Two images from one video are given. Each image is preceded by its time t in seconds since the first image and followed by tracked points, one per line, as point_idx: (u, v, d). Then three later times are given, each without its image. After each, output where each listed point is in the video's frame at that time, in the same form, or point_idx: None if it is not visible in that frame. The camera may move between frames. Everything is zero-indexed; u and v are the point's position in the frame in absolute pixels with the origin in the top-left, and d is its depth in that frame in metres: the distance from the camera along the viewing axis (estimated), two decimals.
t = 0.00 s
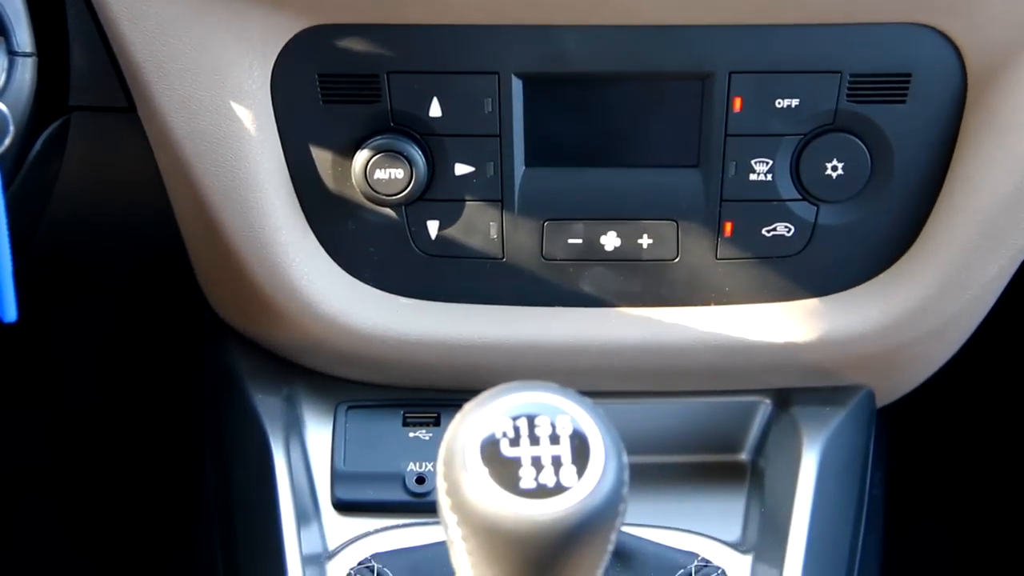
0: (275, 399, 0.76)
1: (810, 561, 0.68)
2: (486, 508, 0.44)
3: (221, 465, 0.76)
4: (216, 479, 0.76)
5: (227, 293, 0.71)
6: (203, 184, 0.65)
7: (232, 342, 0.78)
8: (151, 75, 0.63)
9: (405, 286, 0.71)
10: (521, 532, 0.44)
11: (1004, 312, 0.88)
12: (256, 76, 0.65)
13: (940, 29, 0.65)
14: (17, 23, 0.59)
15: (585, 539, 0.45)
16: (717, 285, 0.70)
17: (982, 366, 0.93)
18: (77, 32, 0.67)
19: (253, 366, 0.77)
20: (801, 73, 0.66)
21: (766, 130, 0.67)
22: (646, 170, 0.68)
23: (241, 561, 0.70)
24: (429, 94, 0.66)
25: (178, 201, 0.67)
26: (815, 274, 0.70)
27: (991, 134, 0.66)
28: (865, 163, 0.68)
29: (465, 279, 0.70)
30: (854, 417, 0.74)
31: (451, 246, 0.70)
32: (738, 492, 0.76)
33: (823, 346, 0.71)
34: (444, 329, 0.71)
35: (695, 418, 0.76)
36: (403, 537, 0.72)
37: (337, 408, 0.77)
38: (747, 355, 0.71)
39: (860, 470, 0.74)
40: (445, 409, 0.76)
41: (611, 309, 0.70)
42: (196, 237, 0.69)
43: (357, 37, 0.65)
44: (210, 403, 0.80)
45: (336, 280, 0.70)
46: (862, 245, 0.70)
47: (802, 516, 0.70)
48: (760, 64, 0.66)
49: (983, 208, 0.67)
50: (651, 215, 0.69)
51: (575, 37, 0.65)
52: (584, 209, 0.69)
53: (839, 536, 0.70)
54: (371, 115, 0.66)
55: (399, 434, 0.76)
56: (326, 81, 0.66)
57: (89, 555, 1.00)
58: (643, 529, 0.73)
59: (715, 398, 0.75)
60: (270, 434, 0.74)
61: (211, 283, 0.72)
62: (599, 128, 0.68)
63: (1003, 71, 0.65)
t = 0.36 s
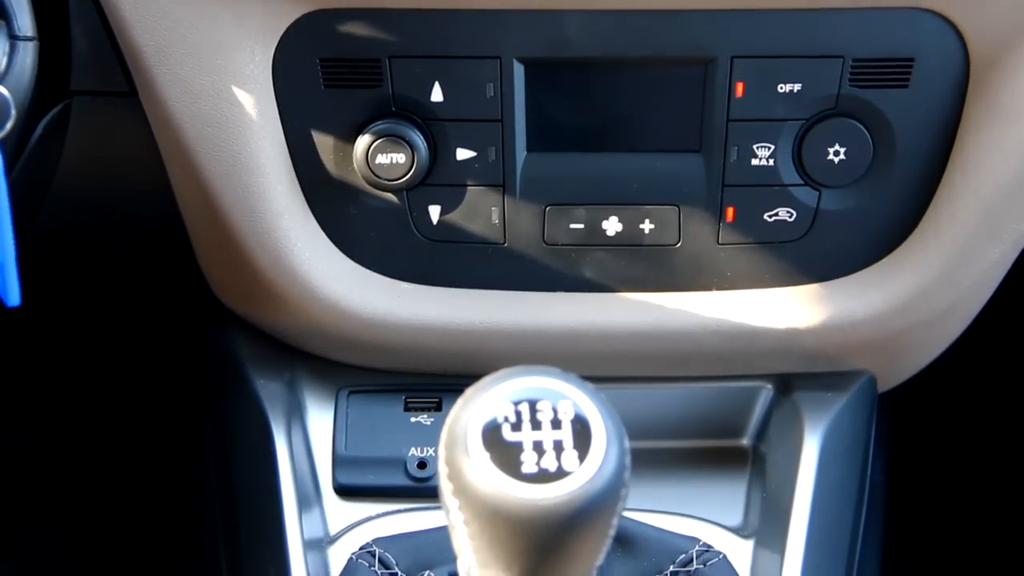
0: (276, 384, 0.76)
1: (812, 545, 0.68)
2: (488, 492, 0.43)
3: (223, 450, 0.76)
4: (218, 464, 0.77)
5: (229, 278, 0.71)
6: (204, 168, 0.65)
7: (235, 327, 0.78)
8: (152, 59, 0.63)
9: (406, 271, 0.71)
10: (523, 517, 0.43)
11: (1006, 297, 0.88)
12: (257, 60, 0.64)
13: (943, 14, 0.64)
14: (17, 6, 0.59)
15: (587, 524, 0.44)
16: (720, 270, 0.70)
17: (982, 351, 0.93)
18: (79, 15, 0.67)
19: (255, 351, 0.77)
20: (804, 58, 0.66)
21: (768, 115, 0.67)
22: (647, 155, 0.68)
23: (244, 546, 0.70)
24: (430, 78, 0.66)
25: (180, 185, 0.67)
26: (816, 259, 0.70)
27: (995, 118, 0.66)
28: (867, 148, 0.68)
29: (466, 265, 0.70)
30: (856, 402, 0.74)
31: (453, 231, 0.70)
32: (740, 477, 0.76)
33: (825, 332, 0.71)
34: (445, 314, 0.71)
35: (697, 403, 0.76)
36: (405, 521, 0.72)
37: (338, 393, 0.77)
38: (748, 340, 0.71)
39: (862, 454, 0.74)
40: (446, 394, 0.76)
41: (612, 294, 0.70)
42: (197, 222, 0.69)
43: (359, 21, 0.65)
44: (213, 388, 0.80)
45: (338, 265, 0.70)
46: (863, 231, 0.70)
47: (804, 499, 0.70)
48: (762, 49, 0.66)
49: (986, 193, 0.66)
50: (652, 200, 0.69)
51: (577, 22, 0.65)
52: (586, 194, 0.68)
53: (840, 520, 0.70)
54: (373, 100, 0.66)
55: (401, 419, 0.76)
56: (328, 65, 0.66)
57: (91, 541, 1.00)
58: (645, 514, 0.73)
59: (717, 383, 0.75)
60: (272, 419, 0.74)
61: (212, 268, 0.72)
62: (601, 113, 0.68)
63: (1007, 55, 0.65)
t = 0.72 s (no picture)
0: (278, 369, 0.76)
1: (814, 529, 0.68)
2: (489, 477, 0.43)
3: (225, 434, 0.76)
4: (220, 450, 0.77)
5: (231, 263, 0.71)
6: (206, 153, 0.65)
7: (236, 311, 0.78)
8: (153, 43, 0.63)
9: (408, 256, 0.71)
10: (524, 501, 0.43)
11: (1007, 281, 0.88)
12: (257, 44, 0.64)
13: None
14: None
15: (588, 509, 0.44)
16: (722, 255, 0.70)
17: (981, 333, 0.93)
18: None
19: (256, 336, 0.77)
20: (806, 42, 0.66)
21: (770, 99, 0.67)
22: (648, 140, 0.68)
23: (247, 531, 0.70)
24: (432, 63, 0.66)
25: (182, 170, 0.67)
26: (818, 244, 0.70)
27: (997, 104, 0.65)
28: (869, 132, 0.68)
29: (468, 249, 0.70)
30: (857, 386, 0.74)
31: (455, 215, 0.69)
32: (741, 461, 0.77)
33: (827, 316, 0.71)
34: (447, 299, 0.71)
35: (699, 387, 0.76)
36: (406, 506, 0.73)
37: (340, 377, 0.77)
38: (750, 324, 0.71)
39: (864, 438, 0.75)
40: (448, 378, 0.76)
41: (614, 279, 0.70)
42: (199, 207, 0.69)
43: (360, 6, 0.64)
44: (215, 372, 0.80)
45: (339, 249, 0.70)
46: (865, 215, 0.70)
47: (805, 484, 0.70)
48: (764, 33, 0.65)
49: (987, 179, 0.66)
50: (653, 184, 0.69)
51: (578, 6, 0.65)
52: (587, 179, 0.68)
53: (842, 504, 0.70)
54: (374, 84, 0.66)
55: (403, 404, 0.76)
56: (329, 49, 0.65)
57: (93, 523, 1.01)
58: (646, 499, 0.73)
59: (718, 367, 0.75)
60: (274, 404, 0.74)
61: (215, 253, 0.71)
62: (603, 97, 0.67)
63: (1009, 40, 0.64)
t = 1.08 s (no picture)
0: (279, 353, 0.76)
1: (813, 514, 0.68)
2: (490, 461, 0.42)
3: (227, 419, 0.76)
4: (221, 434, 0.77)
5: (232, 248, 0.71)
6: (207, 137, 0.65)
7: (237, 296, 0.78)
8: (153, 27, 0.62)
9: (409, 240, 0.71)
10: (525, 486, 0.42)
11: (1008, 265, 0.87)
12: (258, 28, 0.64)
13: None
14: None
15: (588, 494, 0.43)
16: (722, 240, 0.70)
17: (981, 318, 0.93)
18: None
19: (257, 320, 0.77)
20: (808, 26, 0.65)
21: (771, 83, 0.67)
22: (649, 124, 0.68)
23: (249, 514, 0.71)
24: (433, 47, 0.66)
25: (182, 154, 0.67)
26: (819, 228, 0.70)
27: (999, 89, 0.65)
28: (871, 116, 0.67)
29: (469, 233, 0.70)
30: (859, 371, 0.74)
31: (456, 199, 0.69)
32: (742, 445, 0.77)
33: (827, 301, 0.71)
34: (448, 283, 0.71)
35: (700, 371, 0.76)
36: (407, 491, 0.73)
37: (341, 361, 0.77)
38: (751, 309, 0.71)
39: (864, 422, 0.75)
40: (449, 363, 0.76)
41: (615, 263, 0.70)
42: (200, 192, 0.68)
43: None
44: (216, 357, 0.80)
45: (340, 234, 0.70)
46: (866, 200, 0.70)
47: (806, 468, 0.70)
48: (766, 17, 0.65)
49: (989, 163, 0.66)
50: (654, 169, 0.68)
51: None
52: (588, 163, 0.68)
53: (842, 488, 0.71)
54: (375, 68, 0.66)
55: (404, 388, 0.76)
56: (330, 33, 0.65)
57: (95, 507, 1.01)
58: (647, 483, 0.74)
59: (720, 351, 0.75)
60: (275, 389, 0.74)
61: (216, 238, 0.71)
62: (604, 81, 0.67)
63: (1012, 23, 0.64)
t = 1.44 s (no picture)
0: (280, 337, 0.76)
1: (814, 497, 0.68)
2: (491, 446, 0.42)
3: (229, 404, 0.76)
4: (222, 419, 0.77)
5: (233, 232, 0.71)
6: (207, 121, 0.65)
7: (239, 281, 0.78)
8: (154, 10, 0.62)
9: (410, 224, 0.71)
10: (527, 470, 0.42)
11: (1008, 251, 0.88)
12: (259, 11, 0.64)
13: None
14: None
15: (590, 478, 0.43)
16: (723, 224, 0.70)
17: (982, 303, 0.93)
18: None
19: (258, 304, 0.77)
20: (810, 10, 0.65)
21: (773, 67, 0.67)
22: (651, 108, 0.68)
23: (251, 497, 0.71)
24: (434, 31, 0.66)
25: (183, 138, 0.67)
26: (821, 212, 0.70)
27: (1001, 72, 0.65)
28: (873, 100, 0.67)
29: (471, 217, 0.70)
30: (860, 355, 0.75)
31: (458, 184, 0.69)
32: (743, 430, 0.77)
33: (828, 285, 0.71)
34: (449, 267, 0.71)
35: (702, 354, 0.76)
36: (408, 475, 0.73)
37: (342, 345, 0.77)
38: (752, 293, 0.71)
39: (866, 407, 0.75)
40: (450, 347, 0.76)
41: (617, 248, 0.70)
42: (200, 176, 0.68)
43: None
44: (218, 341, 0.80)
45: (341, 218, 0.70)
46: (868, 184, 0.70)
47: (806, 452, 0.70)
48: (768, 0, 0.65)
49: (992, 147, 0.66)
50: (656, 153, 0.68)
51: None
52: (590, 147, 0.68)
53: (843, 472, 0.71)
54: (376, 52, 0.66)
55: (405, 372, 0.76)
56: (331, 17, 0.65)
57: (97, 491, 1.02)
58: (648, 468, 0.74)
59: (722, 335, 0.75)
60: (277, 374, 0.74)
61: (217, 222, 0.71)
62: (606, 65, 0.67)
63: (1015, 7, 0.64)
